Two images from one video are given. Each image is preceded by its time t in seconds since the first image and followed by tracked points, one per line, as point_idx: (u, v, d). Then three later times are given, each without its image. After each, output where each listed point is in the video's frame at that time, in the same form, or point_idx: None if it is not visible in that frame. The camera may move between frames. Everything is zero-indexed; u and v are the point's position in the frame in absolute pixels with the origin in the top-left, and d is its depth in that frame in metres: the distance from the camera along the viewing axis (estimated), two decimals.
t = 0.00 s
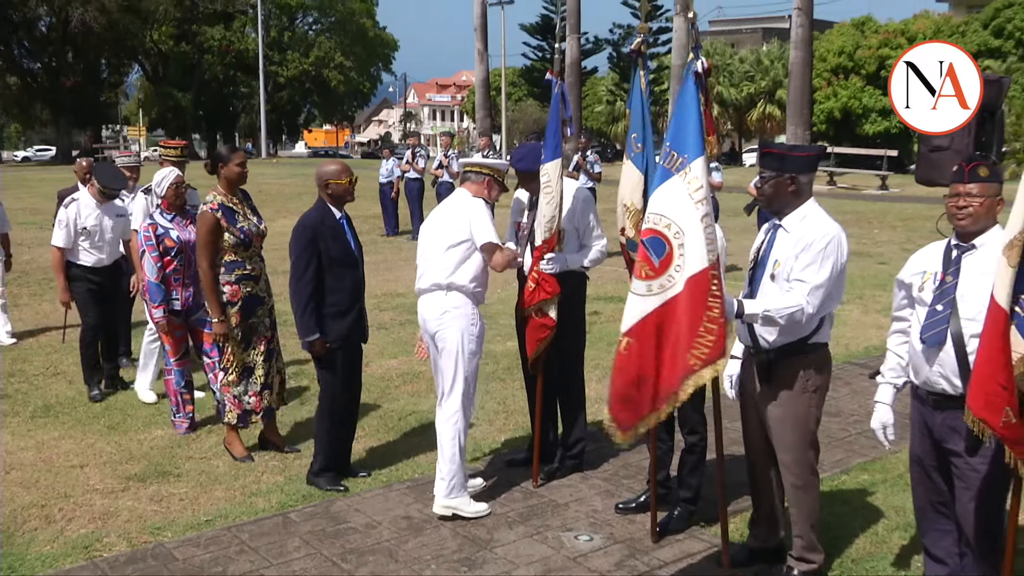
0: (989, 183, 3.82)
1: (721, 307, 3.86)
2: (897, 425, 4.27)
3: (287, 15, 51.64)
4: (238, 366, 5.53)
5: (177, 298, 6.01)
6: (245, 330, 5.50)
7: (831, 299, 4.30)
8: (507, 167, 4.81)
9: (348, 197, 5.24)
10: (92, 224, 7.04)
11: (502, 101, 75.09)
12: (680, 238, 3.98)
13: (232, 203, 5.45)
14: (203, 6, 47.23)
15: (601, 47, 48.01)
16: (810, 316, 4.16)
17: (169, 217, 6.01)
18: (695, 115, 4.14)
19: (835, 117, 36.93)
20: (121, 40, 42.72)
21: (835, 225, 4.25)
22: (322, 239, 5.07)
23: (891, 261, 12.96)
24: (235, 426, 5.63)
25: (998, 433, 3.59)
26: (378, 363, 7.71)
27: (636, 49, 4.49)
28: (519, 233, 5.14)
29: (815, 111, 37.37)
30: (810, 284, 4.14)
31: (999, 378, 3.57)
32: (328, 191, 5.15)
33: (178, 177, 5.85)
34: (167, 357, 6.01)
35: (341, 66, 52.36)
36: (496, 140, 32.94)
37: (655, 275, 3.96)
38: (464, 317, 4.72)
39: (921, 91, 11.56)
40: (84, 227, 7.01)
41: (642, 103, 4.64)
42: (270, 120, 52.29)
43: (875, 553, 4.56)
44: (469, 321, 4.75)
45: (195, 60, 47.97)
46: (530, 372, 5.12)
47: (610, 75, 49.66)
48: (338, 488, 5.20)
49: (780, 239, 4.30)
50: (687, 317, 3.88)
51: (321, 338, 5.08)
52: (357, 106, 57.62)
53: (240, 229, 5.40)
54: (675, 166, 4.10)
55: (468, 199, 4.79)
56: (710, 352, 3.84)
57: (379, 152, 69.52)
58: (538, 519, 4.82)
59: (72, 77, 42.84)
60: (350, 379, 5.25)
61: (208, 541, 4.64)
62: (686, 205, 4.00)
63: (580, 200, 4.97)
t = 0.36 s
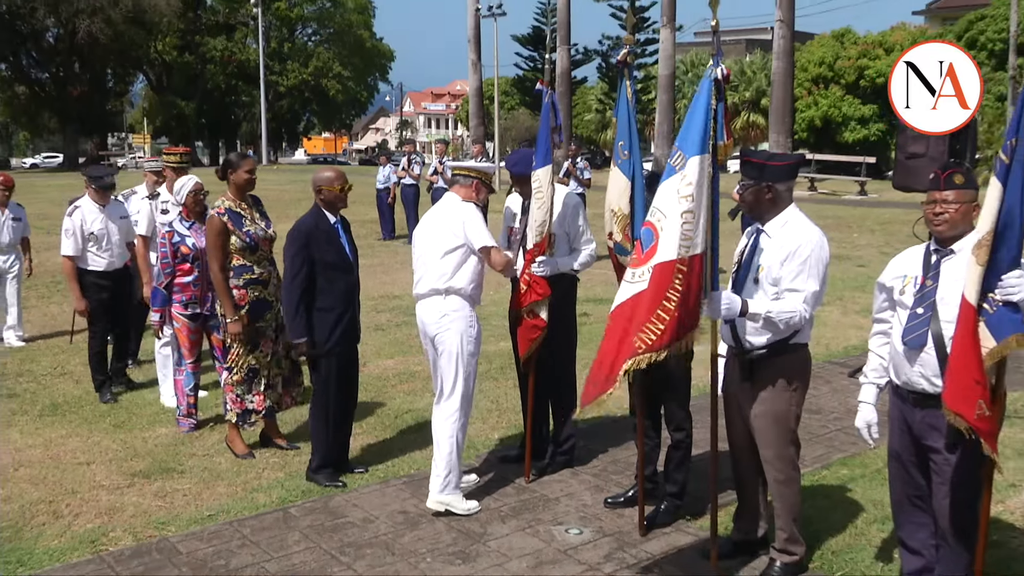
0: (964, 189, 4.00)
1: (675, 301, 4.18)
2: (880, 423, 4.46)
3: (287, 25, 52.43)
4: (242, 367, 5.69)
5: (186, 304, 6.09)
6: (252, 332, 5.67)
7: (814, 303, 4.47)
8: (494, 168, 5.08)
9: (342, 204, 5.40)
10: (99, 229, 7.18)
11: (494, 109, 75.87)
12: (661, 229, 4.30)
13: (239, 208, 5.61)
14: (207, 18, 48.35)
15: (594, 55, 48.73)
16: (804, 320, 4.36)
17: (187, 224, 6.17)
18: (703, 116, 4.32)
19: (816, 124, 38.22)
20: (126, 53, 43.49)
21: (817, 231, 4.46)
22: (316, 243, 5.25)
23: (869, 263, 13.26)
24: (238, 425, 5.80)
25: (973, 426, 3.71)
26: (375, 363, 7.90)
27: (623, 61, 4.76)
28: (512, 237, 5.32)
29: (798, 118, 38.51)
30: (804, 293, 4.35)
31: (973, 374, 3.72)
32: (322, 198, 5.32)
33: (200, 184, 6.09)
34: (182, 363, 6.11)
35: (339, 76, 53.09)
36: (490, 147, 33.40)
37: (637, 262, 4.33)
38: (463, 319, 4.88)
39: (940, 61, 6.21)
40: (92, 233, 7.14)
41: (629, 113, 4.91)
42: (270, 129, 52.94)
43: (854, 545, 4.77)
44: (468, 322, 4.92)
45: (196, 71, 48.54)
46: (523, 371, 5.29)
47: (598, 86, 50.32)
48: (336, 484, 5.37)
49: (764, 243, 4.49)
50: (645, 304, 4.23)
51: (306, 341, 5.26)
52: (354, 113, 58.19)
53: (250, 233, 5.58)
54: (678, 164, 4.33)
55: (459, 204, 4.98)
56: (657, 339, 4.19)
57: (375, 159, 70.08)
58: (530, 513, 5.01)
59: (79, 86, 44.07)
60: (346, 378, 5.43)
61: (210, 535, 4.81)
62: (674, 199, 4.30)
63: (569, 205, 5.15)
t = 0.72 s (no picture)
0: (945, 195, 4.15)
1: (716, 307, 4.29)
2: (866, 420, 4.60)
3: (289, 36, 53.42)
4: (252, 368, 5.88)
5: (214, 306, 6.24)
6: (261, 335, 5.85)
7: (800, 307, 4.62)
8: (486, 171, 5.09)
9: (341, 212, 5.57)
10: (112, 233, 7.33)
11: (489, 117, 76.86)
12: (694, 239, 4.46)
13: (250, 214, 5.78)
14: (212, 29, 50.24)
15: (589, 64, 49.57)
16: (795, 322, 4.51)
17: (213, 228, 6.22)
18: (712, 129, 4.52)
19: (800, 131, 41.20)
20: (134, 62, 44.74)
21: (803, 235, 4.63)
22: (313, 248, 5.42)
23: (853, 265, 13.62)
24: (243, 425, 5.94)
25: (933, 419, 3.90)
26: (375, 363, 8.09)
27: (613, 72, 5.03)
28: (509, 241, 5.49)
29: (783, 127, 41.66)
30: (793, 296, 4.49)
31: (937, 370, 3.89)
32: (321, 205, 5.48)
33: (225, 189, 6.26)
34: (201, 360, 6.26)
35: (340, 86, 54.23)
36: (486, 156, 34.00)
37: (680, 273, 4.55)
38: (467, 328, 5.06)
39: (939, 61, 6.02)
40: (105, 237, 7.30)
41: (619, 121, 5.14)
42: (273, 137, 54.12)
43: (838, 537, 4.95)
44: (471, 329, 5.09)
45: (203, 81, 50.39)
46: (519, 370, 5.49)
47: (592, 95, 51.13)
48: (337, 480, 5.53)
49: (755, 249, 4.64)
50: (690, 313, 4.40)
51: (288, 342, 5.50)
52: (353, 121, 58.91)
53: (262, 239, 5.77)
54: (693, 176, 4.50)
55: (455, 213, 5.06)
56: (703, 345, 4.31)
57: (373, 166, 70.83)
58: (525, 509, 5.18)
59: (86, 95, 45.38)
60: (343, 377, 5.61)
61: (215, 531, 4.98)
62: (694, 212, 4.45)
63: (565, 211, 5.33)
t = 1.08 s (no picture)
0: (916, 199, 4.37)
1: (735, 299, 4.40)
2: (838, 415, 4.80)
3: (283, 45, 53.96)
4: (253, 368, 6.06)
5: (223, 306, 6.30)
6: (263, 336, 6.02)
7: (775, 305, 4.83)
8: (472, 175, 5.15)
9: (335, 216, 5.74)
10: (117, 234, 7.43)
11: (479, 123, 77.65)
12: (694, 241, 4.53)
13: (250, 217, 5.94)
14: (209, 38, 51.34)
15: (579, 71, 50.22)
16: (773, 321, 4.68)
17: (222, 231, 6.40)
18: (703, 128, 4.58)
19: (779, 138, 44.36)
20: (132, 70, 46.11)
21: (780, 236, 4.81)
22: (308, 252, 5.59)
23: (831, 266, 13.98)
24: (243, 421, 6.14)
25: (917, 416, 4.09)
26: (368, 361, 8.28)
27: (597, 80, 5.24)
28: (499, 243, 5.67)
29: (763, 132, 44.68)
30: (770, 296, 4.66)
31: (918, 368, 4.09)
32: (316, 211, 5.63)
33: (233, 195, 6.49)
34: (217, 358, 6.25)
35: (334, 94, 54.97)
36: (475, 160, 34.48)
37: (679, 269, 4.61)
38: (468, 338, 5.16)
39: (939, 61, 5.58)
40: (111, 238, 7.40)
41: (603, 127, 5.33)
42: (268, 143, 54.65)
43: (814, 528, 5.15)
44: (470, 338, 5.19)
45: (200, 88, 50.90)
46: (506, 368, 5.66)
47: (580, 100, 51.67)
48: (331, 476, 5.71)
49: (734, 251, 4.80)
50: (705, 311, 4.49)
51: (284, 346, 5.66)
52: (346, 127, 59.48)
53: (262, 241, 5.91)
54: (687, 179, 4.59)
55: (450, 227, 5.08)
56: (728, 338, 4.42)
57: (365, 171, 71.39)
58: (513, 502, 5.38)
59: (88, 104, 47.57)
60: (336, 377, 5.79)
61: (212, 525, 5.15)
62: (699, 212, 4.50)
63: (552, 214, 5.52)
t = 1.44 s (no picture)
0: (889, 198, 4.56)
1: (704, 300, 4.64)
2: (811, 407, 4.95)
3: (276, 50, 54.41)
4: (249, 366, 6.25)
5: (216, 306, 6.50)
6: (257, 336, 6.20)
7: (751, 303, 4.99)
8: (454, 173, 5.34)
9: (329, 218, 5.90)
10: (117, 236, 7.62)
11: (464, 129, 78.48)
12: (665, 243, 4.73)
13: (247, 219, 6.09)
14: (200, 46, 53.11)
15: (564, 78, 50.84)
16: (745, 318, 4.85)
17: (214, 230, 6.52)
18: (672, 135, 4.76)
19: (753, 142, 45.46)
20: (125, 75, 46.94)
21: (755, 236, 4.96)
22: (303, 253, 5.75)
23: (809, 266, 14.31)
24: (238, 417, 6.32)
25: (884, 410, 4.27)
26: (357, 359, 8.45)
27: (580, 86, 5.41)
28: (485, 243, 5.84)
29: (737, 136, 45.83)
30: (745, 294, 4.82)
31: (886, 364, 4.26)
32: (310, 212, 5.78)
33: (226, 197, 6.58)
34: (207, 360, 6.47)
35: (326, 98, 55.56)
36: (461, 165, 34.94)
37: (652, 271, 4.81)
38: (452, 336, 5.35)
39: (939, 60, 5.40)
40: (110, 239, 7.60)
41: (586, 132, 5.51)
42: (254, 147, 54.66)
43: (789, 517, 5.36)
44: (455, 336, 5.38)
45: (192, 93, 52.18)
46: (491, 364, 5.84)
47: (565, 106, 52.32)
48: (322, 470, 5.87)
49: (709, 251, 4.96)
50: (676, 311, 4.72)
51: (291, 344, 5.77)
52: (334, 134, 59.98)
53: (256, 241, 6.05)
54: (659, 182, 4.77)
55: (436, 226, 5.25)
56: (697, 338, 4.67)
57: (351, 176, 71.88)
58: (498, 494, 5.55)
59: (82, 108, 48.20)
60: (328, 376, 5.95)
61: (204, 519, 5.29)
62: (669, 214, 4.70)
63: (537, 215, 5.69)
